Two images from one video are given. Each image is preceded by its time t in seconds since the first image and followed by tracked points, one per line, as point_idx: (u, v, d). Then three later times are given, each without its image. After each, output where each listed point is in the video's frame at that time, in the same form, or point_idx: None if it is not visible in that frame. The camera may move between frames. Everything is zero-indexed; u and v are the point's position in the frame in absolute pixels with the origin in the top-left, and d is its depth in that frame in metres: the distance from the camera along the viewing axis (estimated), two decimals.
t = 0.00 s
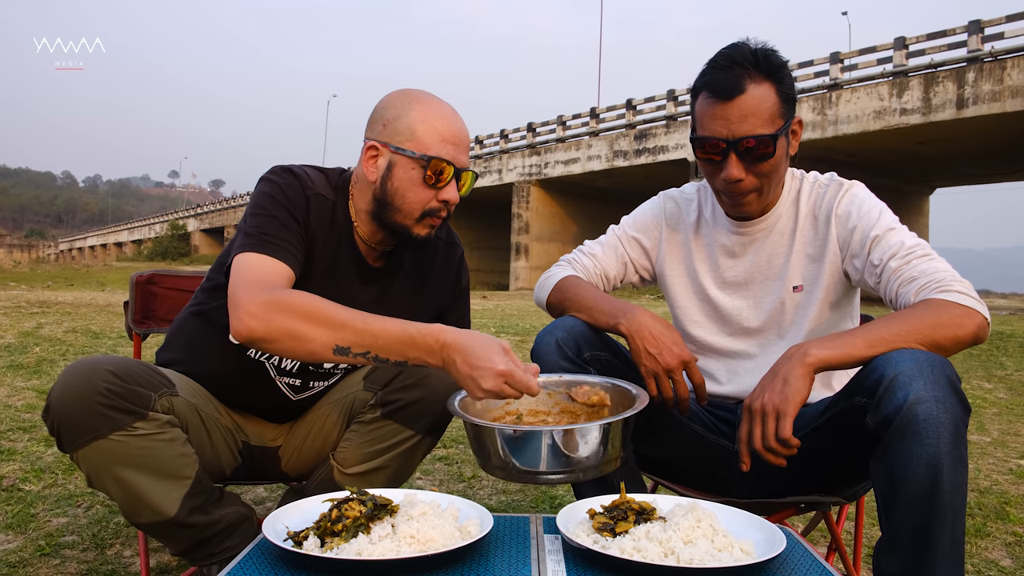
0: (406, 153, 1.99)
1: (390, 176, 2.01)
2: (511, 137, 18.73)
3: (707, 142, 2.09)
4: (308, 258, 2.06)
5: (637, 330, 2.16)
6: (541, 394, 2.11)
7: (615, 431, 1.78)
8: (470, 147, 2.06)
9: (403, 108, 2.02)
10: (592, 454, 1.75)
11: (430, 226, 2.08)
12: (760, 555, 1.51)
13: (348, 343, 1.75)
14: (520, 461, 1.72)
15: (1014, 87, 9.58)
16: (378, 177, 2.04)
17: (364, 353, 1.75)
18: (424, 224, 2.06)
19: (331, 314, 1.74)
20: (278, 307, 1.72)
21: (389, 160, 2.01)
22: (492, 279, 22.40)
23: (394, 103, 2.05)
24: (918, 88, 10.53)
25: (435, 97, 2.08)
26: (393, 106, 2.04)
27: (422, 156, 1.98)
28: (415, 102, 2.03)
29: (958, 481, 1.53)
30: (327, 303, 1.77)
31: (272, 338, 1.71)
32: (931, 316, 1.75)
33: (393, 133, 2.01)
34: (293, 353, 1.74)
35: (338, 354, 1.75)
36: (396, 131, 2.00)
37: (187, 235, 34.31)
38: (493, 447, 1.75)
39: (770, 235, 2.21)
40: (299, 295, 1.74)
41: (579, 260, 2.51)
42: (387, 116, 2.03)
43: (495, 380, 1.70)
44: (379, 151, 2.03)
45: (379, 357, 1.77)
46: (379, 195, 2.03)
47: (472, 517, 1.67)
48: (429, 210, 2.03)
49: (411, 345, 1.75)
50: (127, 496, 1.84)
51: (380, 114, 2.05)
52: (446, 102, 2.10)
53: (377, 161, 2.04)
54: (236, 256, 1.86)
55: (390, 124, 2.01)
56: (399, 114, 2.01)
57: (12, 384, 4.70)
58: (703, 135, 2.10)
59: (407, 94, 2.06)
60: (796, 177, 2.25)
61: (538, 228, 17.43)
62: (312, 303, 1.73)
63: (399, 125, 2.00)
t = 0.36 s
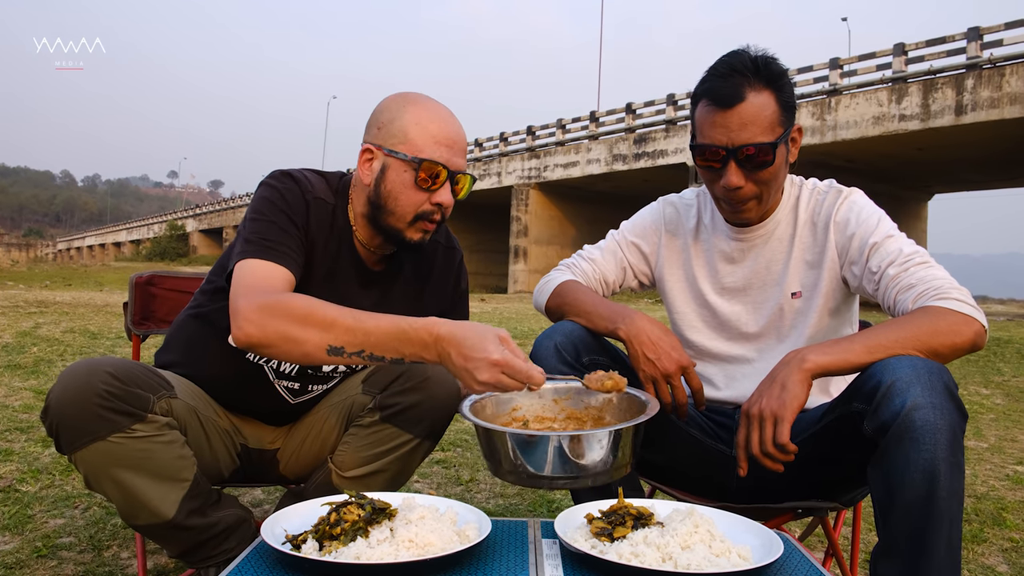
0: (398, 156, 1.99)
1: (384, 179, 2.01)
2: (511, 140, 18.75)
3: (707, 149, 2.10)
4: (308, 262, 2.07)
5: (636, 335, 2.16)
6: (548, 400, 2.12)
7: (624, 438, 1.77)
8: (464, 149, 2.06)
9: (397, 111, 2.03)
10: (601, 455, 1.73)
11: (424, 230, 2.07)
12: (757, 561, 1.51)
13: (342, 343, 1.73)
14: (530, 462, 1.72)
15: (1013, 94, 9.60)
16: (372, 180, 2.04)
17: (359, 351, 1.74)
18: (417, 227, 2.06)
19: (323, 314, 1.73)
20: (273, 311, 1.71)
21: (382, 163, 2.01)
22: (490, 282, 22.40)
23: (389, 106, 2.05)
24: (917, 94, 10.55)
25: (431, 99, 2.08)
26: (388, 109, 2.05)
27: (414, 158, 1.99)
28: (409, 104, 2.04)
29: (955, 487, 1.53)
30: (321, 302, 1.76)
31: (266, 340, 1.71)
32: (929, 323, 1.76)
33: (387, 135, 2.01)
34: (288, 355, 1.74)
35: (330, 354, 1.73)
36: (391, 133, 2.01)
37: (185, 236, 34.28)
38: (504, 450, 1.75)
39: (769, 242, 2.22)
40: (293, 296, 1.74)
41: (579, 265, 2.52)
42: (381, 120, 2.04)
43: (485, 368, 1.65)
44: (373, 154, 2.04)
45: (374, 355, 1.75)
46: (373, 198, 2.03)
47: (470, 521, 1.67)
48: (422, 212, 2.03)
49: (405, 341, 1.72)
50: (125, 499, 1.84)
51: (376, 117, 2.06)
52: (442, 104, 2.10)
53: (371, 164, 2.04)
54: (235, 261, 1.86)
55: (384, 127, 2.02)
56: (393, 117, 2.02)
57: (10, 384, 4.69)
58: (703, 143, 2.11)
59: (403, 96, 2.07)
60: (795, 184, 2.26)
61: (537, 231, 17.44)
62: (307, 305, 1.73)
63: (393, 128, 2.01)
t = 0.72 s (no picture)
0: (388, 164, 2.01)
1: (375, 186, 2.03)
2: (508, 145, 18.78)
3: (704, 163, 2.12)
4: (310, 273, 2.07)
5: (634, 342, 2.17)
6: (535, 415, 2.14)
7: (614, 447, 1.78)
8: (455, 154, 2.05)
9: (387, 118, 2.04)
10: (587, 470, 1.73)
11: (418, 238, 2.08)
12: (753, 569, 1.52)
13: (357, 390, 1.71)
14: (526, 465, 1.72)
15: (1008, 101, 9.65)
16: (364, 187, 2.06)
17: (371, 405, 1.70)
18: (409, 234, 2.06)
19: (349, 358, 1.73)
20: (302, 338, 1.72)
21: (374, 172, 2.03)
22: (487, 286, 22.41)
23: (380, 113, 2.06)
24: (912, 101, 10.60)
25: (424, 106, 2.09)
26: (379, 117, 2.06)
27: (404, 166, 2.00)
28: (399, 111, 2.04)
29: (949, 495, 1.54)
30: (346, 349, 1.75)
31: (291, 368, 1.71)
32: (925, 332, 1.77)
33: (377, 143, 2.03)
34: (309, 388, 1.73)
35: (345, 402, 1.71)
36: (380, 141, 2.02)
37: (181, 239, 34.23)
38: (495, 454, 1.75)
39: (766, 251, 2.23)
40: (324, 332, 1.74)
41: (577, 272, 2.53)
42: (372, 127, 2.06)
43: (470, 453, 1.61)
44: (366, 163, 2.05)
45: (382, 413, 1.71)
46: (366, 206, 2.05)
47: (468, 528, 1.68)
48: (414, 219, 2.04)
49: (424, 405, 1.71)
50: (123, 505, 1.84)
51: (369, 125, 2.07)
52: (433, 109, 2.10)
53: (364, 172, 2.06)
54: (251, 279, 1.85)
55: (375, 134, 2.04)
56: (384, 123, 2.04)
57: (6, 388, 4.68)
58: (700, 157, 2.12)
59: (395, 102, 2.07)
60: (792, 194, 2.27)
61: (534, 236, 17.46)
62: (336, 345, 1.73)
63: (383, 135, 2.03)
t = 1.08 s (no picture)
0: (394, 169, 2.01)
1: (381, 192, 2.04)
2: (506, 147, 18.80)
3: (700, 171, 2.13)
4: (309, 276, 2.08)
5: (633, 346, 2.18)
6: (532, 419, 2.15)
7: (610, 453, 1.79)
8: (460, 161, 2.07)
9: (393, 124, 2.05)
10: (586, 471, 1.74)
11: (421, 244, 2.09)
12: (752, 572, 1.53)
13: (349, 390, 1.71)
14: (522, 464, 1.73)
15: (1004, 105, 9.69)
16: (370, 193, 2.06)
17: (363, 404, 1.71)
18: (413, 239, 2.07)
19: (341, 358, 1.73)
20: (295, 341, 1.72)
21: (379, 177, 2.04)
22: (484, 289, 22.41)
23: (386, 119, 2.08)
24: (909, 105, 10.63)
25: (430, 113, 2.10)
26: (385, 123, 2.07)
27: (411, 172, 2.01)
28: (405, 117, 2.06)
29: (946, 499, 1.55)
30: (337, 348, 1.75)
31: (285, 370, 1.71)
32: (922, 337, 1.78)
33: (384, 149, 2.04)
34: (302, 388, 1.73)
35: (338, 401, 1.71)
36: (387, 147, 2.03)
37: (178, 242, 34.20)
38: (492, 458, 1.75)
39: (764, 255, 2.24)
40: (314, 333, 1.74)
41: (575, 276, 2.54)
42: (378, 133, 2.06)
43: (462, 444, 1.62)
44: (371, 168, 2.06)
45: (375, 411, 1.72)
46: (371, 211, 2.05)
47: (467, 532, 1.69)
48: (419, 225, 2.05)
49: (417, 402, 1.71)
50: (124, 508, 1.84)
51: (374, 130, 2.08)
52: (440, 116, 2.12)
53: (370, 177, 2.06)
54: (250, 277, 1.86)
55: (381, 140, 2.05)
56: (390, 130, 2.05)
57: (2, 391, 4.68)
58: (696, 165, 2.13)
59: (400, 109, 2.09)
60: (789, 199, 2.28)
61: (531, 238, 17.47)
62: (329, 346, 1.73)
63: (389, 141, 2.03)
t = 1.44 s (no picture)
0: (405, 176, 2.01)
1: (389, 198, 2.03)
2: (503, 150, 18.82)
3: (699, 176, 2.13)
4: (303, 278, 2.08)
5: (633, 350, 2.18)
6: (531, 420, 2.15)
7: (604, 460, 1.80)
8: (467, 168, 2.09)
9: (402, 129, 2.04)
10: (586, 476, 1.77)
11: (427, 248, 2.10)
12: None
13: (334, 364, 1.77)
14: (519, 473, 1.71)
15: (1000, 109, 9.72)
16: (377, 199, 2.06)
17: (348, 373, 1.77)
18: (420, 245, 2.08)
19: (318, 336, 1.77)
20: (269, 332, 1.74)
21: (389, 182, 2.03)
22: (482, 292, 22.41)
23: (393, 123, 2.07)
24: (905, 109, 10.67)
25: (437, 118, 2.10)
26: (393, 127, 2.06)
27: (422, 179, 2.01)
28: (414, 122, 2.06)
29: (948, 503, 1.56)
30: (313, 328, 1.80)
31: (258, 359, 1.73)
32: (923, 341, 1.78)
33: (393, 154, 2.03)
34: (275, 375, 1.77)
35: (324, 376, 1.76)
36: (396, 153, 2.03)
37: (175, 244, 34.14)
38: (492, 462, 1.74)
39: (764, 259, 2.25)
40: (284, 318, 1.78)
41: (575, 280, 2.54)
42: (386, 137, 2.05)
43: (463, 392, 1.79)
44: (379, 172, 2.05)
45: (364, 378, 1.79)
46: (378, 217, 2.05)
47: (470, 535, 1.68)
48: (428, 231, 2.05)
49: (397, 365, 1.80)
50: (124, 511, 1.84)
51: (381, 134, 2.08)
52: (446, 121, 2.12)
53: (378, 182, 2.06)
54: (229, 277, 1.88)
55: (390, 145, 2.04)
56: (400, 135, 2.04)
57: None
58: (696, 170, 2.14)
59: (408, 114, 2.08)
60: (789, 203, 2.29)
61: (529, 241, 17.48)
62: (303, 329, 1.77)
63: (399, 147, 2.03)
